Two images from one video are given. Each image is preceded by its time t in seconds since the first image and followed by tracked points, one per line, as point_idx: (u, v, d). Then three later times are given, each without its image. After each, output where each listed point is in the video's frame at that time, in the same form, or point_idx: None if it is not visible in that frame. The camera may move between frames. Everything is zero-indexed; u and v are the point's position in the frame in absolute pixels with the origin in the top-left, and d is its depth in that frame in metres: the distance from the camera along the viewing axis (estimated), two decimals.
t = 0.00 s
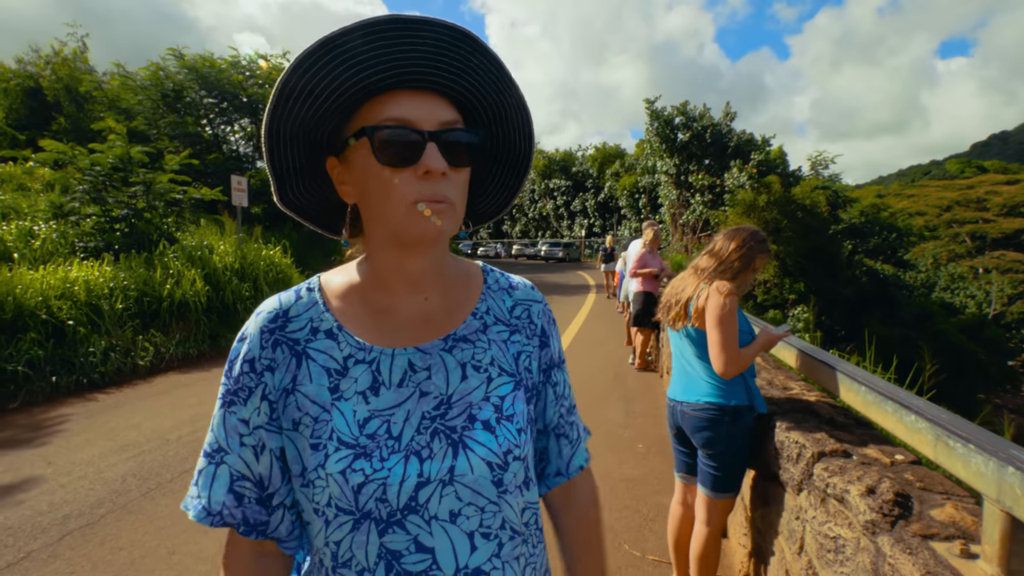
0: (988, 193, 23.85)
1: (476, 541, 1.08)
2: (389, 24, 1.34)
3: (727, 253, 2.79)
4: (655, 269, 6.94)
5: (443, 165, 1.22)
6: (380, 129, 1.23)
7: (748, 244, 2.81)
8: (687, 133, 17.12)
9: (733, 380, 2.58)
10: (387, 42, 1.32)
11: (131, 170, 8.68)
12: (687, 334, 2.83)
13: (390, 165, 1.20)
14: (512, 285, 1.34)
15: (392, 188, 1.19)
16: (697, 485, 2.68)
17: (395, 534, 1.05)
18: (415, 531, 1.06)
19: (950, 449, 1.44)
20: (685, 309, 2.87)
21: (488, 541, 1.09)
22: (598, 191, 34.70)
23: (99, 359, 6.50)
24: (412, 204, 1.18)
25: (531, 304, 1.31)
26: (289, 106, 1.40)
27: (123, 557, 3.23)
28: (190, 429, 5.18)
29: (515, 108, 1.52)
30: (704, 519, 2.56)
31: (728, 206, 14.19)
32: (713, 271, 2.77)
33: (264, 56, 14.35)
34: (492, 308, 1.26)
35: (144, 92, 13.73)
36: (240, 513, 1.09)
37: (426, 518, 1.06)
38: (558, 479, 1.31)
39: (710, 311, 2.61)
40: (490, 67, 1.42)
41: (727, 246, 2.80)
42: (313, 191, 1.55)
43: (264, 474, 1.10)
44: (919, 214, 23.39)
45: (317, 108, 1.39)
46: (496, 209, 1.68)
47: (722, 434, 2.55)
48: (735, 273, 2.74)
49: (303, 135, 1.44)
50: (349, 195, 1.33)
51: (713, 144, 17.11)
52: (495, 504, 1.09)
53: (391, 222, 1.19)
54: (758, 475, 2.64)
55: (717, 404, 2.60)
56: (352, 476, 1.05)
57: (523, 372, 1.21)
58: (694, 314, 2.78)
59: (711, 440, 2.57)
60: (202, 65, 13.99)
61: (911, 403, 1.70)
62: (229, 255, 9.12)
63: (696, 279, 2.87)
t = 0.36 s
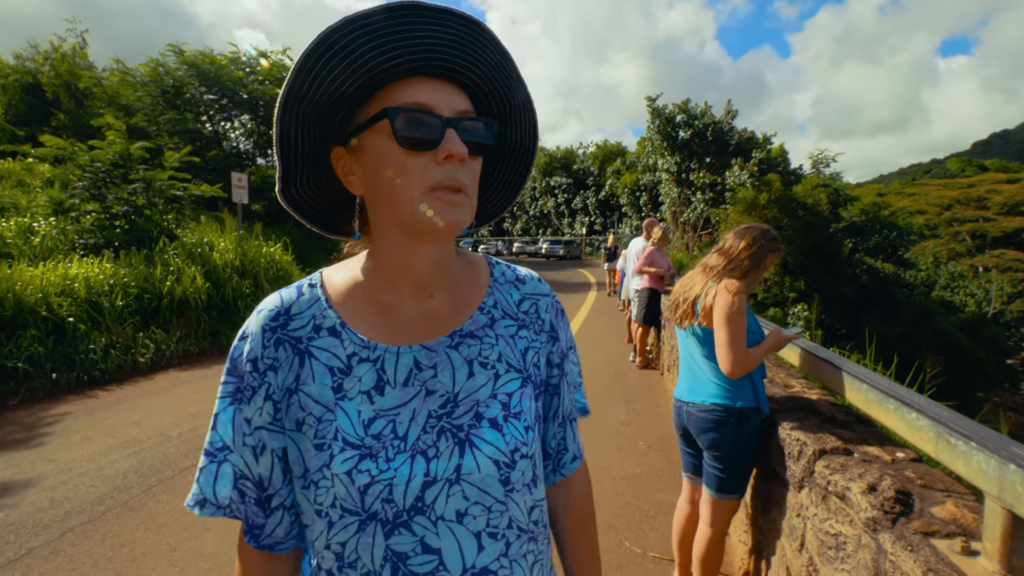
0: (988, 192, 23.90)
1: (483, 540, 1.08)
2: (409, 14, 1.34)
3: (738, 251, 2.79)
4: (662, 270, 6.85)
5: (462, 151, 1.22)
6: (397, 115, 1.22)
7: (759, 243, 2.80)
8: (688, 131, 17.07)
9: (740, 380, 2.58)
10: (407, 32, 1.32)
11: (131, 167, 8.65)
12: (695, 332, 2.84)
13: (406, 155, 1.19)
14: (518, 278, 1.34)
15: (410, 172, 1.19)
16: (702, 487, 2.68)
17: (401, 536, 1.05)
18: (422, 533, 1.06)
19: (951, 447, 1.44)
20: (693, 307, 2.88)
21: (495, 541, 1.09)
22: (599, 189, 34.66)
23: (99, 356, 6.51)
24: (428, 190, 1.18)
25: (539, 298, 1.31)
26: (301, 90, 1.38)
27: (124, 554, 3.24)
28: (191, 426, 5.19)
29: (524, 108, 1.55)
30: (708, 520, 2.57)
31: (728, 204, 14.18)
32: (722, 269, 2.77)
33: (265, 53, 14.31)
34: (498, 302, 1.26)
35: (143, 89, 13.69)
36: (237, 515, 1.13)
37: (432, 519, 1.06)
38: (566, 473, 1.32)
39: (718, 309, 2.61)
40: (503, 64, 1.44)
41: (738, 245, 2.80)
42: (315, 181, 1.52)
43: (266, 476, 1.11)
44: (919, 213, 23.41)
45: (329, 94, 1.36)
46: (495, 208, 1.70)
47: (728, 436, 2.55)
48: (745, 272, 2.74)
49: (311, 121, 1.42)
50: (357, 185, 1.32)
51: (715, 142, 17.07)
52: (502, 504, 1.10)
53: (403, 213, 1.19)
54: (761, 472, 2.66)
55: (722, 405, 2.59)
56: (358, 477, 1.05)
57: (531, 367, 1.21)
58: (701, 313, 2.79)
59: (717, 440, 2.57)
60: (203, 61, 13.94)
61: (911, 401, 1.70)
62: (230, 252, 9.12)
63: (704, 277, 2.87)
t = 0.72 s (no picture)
0: (985, 191, 24.03)
1: (507, 532, 1.09)
2: (426, 17, 1.32)
3: (745, 249, 2.79)
4: (666, 266, 6.76)
5: (478, 153, 1.23)
6: (415, 117, 1.22)
7: (766, 242, 2.80)
8: (687, 129, 17.06)
9: (746, 381, 2.57)
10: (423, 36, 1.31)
11: (129, 163, 8.62)
12: (700, 332, 2.84)
13: (425, 157, 1.19)
14: (530, 271, 1.34)
15: (428, 174, 1.19)
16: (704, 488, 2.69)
17: (427, 535, 1.05)
18: (446, 530, 1.06)
19: (953, 445, 1.45)
20: (699, 307, 2.88)
21: (518, 533, 1.10)
22: (598, 186, 34.62)
23: (96, 353, 6.49)
24: (447, 192, 1.19)
25: (551, 290, 1.32)
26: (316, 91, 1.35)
27: (122, 552, 3.23)
28: (189, 423, 5.18)
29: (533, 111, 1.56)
30: (709, 520, 2.59)
31: (728, 202, 14.19)
32: (728, 269, 2.77)
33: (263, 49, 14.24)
34: (513, 294, 1.27)
35: (141, 85, 13.61)
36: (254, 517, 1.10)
37: (457, 515, 1.06)
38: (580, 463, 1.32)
39: (725, 310, 2.61)
40: (514, 67, 1.45)
41: (745, 244, 2.80)
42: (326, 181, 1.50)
43: (283, 477, 1.10)
44: (917, 212, 23.46)
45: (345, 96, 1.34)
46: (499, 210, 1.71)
47: (732, 437, 2.56)
48: (752, 272, 2.74)
49: (324, 122, 1.39)
50: (370, 187, 1.31)
51: (714, 140, 17.06)
52: (524, 495, 1.10)
53: (419, 213, 1.19)
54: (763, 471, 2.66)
55: (727, 407, 2.59)
56: (380, 472, 1.04)
57: (548, 358, 1.22)
58: (707, 313, 2.79)
59: (721, 441, 2.58)
60: (201, 57, 13.85)
61: (913, 399, 1.71)
62: (228, 249, 9.08)
63: (710, 276, 2.87)
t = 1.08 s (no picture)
0: (979, 191, 24.30)
1: (539, 524, 1.10)
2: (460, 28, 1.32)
3: (743, 250, 2.80)
4: (666, 266, 6.76)
5: (508, 163, 1.23)
6: (450, 129, 1.22)
7: (764, 243, 2.82)
8: (685, 129, 17.07)
9: (742, 382, 2.59)
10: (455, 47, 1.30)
11: (123, 161, 8.61)
12: (697, 333, 2.86)
13: (457, 169, 1.20)
14: (552, 272, 1.36)
15: (461, 184, 1.19)
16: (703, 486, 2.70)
17: (463, 527, 1.06)
18: (482, 522, 1.06)
19: (951, 445, 1.46)
20: (695, 308, 2.89)
21: (551, 524, 1.11)
22: (596, 186, 34.58)
23: (90, 353, 6.47)
24: (479, 202, 1.20)
25: (572, 290, 1.34)
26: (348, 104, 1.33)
27: (118, 555, 3.23)
28: (185, 424, 5.17)
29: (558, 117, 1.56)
30: (708, 518, 2.60)
31: (725, 202, 14.22)
32: (726, 270, 2.78)
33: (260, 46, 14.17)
34: (537, 293, 1.28)
35: (136, 82, 13.50)
36: (289, 529, 1.11)
37: (492, 507, 1.07)
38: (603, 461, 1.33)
39: (721, 311, 2.62)
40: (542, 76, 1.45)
41: (743, 244, 2.82)
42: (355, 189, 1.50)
43: (321, 480, 1.10)
44: (912, 212, 23.62)
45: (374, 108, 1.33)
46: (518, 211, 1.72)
47: (730, 436, 2.57)
48: (749, 273, 2.75)
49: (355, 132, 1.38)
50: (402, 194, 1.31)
51: (712, 140, 17.09)
52: (555, 487, 1.12)
53: (451, 221, 1.20)
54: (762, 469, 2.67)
55: (724, 405, 2.60)
56: (418, 468, 1.05)
57: (573, 355, 1.24)
58: (703, 314, 2.80)
59: (719, 438, 2.59)
60: (197, 55, 13.73)
61: (912, 398, 1.72)
62: (225, 248, 9.02)
63: (708, 277, 2.88)
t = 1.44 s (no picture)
0: (962, 190, 24.77)
1: (539, 518, 1.09)
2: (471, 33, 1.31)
3: (725, 247, 2.81)
4: (659, 264, 6.80)
5: (507, 170, 1.21)
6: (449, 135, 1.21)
7: (747, 240, 2.83)
8: (675, 127, 17.14)
9: (724, 377, 2.60)
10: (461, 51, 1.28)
11: (107, 156, 8.43)
12: (680, 328, 2.87)
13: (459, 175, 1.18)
14: (555, 271, 1.34)
15: (459, 191, 1.18)
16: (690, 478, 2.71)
17: (463, 518, 1.05)
18: (482, 514, 1.05)
19: (938, 440, 1.48)
20: (679, 304, 2.90)
21: (550, 518, 1.10)
22: (586, 183, 34.60)
23: (73, 352, 6.36)
24: (477, 208, 1.18)
25: (574, 290, 1.32)
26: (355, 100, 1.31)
27: (102, 557, 3.18)
28: (171, 423, 5.10)
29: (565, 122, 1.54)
30: (696, 511, 2.60)
31: (714, 200, 14.30)
32: (709, 266, 2.79)
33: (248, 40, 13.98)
34: (539, 292, 1.26)
35: (120, 76, 13.26)
36: (297, 509, 1.08)
37: (492, 499, 1.06)
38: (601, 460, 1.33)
39: (702, 308, 2.64)
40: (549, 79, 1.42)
41: (726, 241, 2.83)
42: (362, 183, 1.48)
43: (326, 467, 1.08)
44: (897, 210, 23.98)
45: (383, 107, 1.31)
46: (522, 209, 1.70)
47: (715, 428, 2.58)
48: (731, 269, 2.76)
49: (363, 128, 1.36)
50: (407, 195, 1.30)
51: (701, 138, 17.18)
52: (554, 482, 1.11)
53: (453, 224, 1.19)
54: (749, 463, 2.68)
55: (707, 397, 2.62)
56: (419, 458, 1.04)
57: (573, 354, 1.23)
58: (687, 310, 2.82)
59: (704, 429, 2.60)
60: (183, 48, 13.49)
61: (900, 394, 1.74)
62: (212, 245, 8.90)
63: (691, 273, 2.89)
